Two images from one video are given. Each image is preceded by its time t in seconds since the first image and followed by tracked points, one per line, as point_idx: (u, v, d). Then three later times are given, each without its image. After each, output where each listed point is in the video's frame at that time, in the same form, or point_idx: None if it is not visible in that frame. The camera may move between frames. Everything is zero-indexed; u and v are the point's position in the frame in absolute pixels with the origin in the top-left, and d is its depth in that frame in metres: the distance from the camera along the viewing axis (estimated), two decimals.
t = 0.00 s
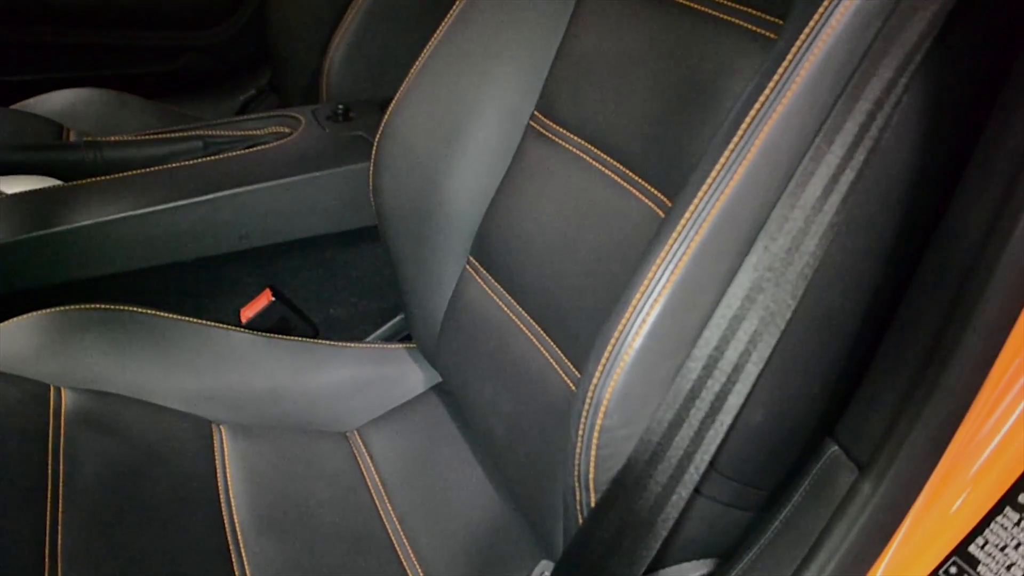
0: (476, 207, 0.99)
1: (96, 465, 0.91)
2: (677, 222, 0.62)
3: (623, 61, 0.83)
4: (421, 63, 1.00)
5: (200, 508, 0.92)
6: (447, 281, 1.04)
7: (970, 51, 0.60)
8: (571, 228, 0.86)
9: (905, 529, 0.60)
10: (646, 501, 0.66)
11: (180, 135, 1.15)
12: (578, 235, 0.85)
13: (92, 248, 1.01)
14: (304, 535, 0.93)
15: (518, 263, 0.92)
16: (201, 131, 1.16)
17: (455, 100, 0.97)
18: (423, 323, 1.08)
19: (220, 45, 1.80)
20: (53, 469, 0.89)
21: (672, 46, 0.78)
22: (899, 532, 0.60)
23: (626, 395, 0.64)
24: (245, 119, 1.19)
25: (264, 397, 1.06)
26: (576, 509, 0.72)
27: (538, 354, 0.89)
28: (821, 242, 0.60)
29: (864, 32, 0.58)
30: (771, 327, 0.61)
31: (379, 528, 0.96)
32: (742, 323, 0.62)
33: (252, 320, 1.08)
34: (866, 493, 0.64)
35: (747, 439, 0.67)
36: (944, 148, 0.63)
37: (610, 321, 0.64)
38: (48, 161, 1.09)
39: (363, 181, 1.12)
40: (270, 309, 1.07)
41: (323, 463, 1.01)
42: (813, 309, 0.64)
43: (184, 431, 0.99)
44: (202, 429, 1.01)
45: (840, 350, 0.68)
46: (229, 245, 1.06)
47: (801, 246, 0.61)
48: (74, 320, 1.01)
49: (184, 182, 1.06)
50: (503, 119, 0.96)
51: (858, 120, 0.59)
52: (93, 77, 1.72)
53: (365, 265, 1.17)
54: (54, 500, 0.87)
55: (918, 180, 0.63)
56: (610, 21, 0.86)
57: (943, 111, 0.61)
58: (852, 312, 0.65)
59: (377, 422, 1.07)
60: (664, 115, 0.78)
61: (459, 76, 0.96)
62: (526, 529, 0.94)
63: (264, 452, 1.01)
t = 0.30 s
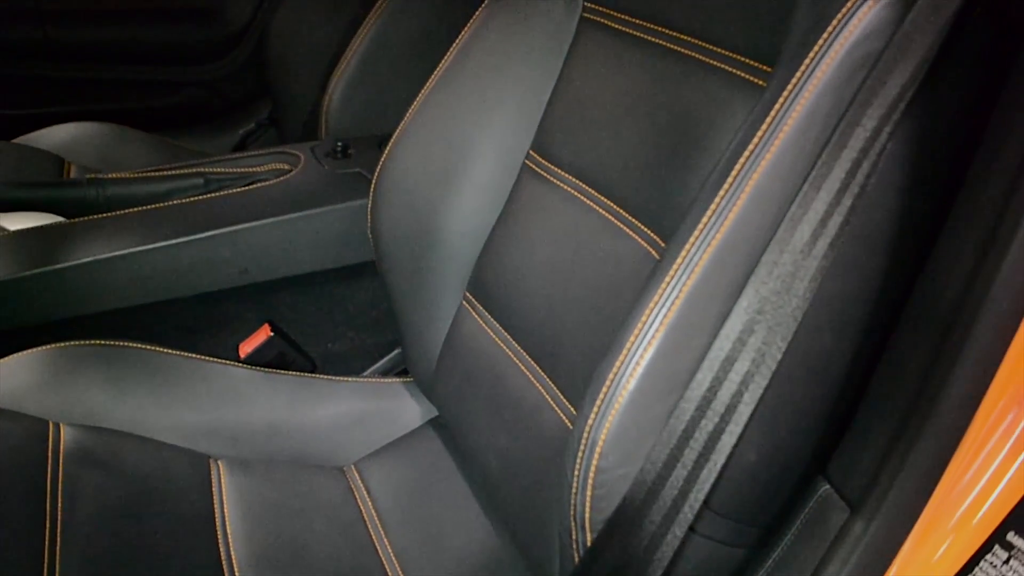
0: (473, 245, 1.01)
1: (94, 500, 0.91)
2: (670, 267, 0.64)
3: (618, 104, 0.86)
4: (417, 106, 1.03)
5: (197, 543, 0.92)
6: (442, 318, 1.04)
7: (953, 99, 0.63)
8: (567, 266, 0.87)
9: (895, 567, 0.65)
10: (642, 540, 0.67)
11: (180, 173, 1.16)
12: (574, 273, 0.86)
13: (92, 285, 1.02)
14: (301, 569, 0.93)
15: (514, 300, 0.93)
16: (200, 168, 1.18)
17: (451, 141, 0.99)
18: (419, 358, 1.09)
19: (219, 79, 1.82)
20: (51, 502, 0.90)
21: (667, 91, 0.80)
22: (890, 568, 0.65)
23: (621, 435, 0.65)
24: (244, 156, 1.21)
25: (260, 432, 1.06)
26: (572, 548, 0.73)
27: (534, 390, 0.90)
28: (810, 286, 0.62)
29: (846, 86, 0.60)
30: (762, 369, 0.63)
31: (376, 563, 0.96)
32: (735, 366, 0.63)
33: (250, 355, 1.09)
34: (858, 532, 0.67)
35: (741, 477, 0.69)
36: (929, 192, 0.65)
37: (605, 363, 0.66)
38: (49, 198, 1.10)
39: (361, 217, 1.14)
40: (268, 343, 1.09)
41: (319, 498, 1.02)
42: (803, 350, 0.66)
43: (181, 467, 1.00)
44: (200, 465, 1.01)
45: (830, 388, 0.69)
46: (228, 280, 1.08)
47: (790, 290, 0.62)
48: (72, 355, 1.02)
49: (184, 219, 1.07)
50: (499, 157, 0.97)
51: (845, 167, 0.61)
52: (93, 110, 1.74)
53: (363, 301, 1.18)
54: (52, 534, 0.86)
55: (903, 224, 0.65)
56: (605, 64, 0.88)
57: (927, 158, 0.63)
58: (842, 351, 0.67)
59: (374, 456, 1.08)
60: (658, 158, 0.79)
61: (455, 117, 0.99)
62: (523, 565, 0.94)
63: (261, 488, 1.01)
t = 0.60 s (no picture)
0: (470, 280, 1.02)
1: (93, 534, 0.91)
2: (664, 308, 0.65)
3: (613, 144, 0.87)
4: (415, 141, 1.04)
5: None
6: (440, 352, 1.05)
7: (940, 142, 0.66)
8: (564, 302, 0.88)
9: None
10: None
11: (181, 208, 1.18)
12: (570, 310, 0.87)
13: (93, 321, 1.03)
14: None
15: (511, 335, 0.94)
16: (201, 203, 1.20)
17: (449, 176, 1.00)
18: (417, 392, 1.09)
19: (220, 111, 1.84)
20: (49, 532, 0.89)
21: (661, 132, 0.82)
22: None
23: (618, 474, 0.65)
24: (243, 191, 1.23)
25: (257, 466, 1.07)
26: None
27: (531, 424, 0.91)
28: (803, 329, 0.65)
29: (836, 127, 0.63)
30: (757, 409, 0.65)
31: None
32: (730, 406, 0.65)
33: (248, 389, 1.10)
34: (852, 570, 0.70)
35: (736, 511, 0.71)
36: (919, 233, 0.68)
37: (601, 403, 0.66)
38: (52, 232, 1.12)
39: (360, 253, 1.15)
40: (266, 378, 1.10)
41: (316, 531, 1.02)
42: (794, 388, 0.68)
43: (178, 501, 1.00)
44: (198, 499, 1.01)
45: (821, 426, 0.70)
46: (228, 315, 1.09)
47: (784, 334, 0.65)
48: (73, 389, 1.03)
49: (184, 255, 1.08)
50: (497, 193, 0.99)
51: (833, 211, 0.63)
52: (93, 142, 1.75)
53: (361, 335, 1.20)
54: (51, 569, 0.86)
55: (894, 264, 0.67)
56: (600, 105, 0.90)
57: (914, 199, 0.66)
58: (830, 387, 0.69)
59: (372, 489, 1.09)
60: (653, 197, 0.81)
61: (452, 153, 1.00)
62: None
63: (258, 521, 1.01)
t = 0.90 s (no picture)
0: (466, 314, 1.03)
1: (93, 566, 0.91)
2: (659, 347, 0.66)
3: (609, 180, 0.89)
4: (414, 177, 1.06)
5: None
6: (437, 386, 1.06)
7: (928, 184, 0.67)
8: (561, 336, 0.90)
9: None
10: None
11: (181, 241, 1.19)
12: (567, 345, 0.89)
13: (94, 355, 1.04)
14: None
15: (509, 368, 0.95)
16: (201, 236, 1.21)
17: (447, 212, 1.01)
18: (414, 424, 1.10)
19: (219, 142, 1.86)
20: (50, 565, 0.89)
21: (656, 170, 0.84)
22: None
23: (614, 511, 0.66)
24: (242, 224, 1.24)
25: (256, 499, 1.07)
26: None
27: (527, 458, 0.92)
28: (795, 370, 0.66)
29: (826, 171, 0.64)
30: (750, 448, 0.67)
31: None
32: (724, 445, 0.66)
33: (247, 422, 1.11)
34: None
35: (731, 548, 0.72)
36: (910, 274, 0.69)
37: (598, 439, 0.68)
38: (53, 267, 1.13)
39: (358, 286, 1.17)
40: (265, 411, 1.10)
41: (316, 562, 1.01)
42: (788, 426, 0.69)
43: (178, 532, 1.00)
44: (195, 530, 1.01)
45: (812, 462, 0.72)
46: (226, 348, 1.10)
47: (776, 375, 0.66)
48: (74, 423, 1.03)
49: (184, 289, 1.09)
50: (494, 229, 1.00)
51: (822, 253, 0.64)
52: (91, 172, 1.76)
53: (359, 368, 1.20)
54: None
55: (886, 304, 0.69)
56: (595, 142, 0.92)
57: (906, 239, 0.67)
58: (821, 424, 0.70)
59: (371, 520, 1.09)
60: (649, 234, 0.83)
61: (450, 189, 1.02)
62: None
63: (257, 554, 1.00)
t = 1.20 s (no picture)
0: (464, 348, 1.04)
1: None
2: (653, 386, 0.67)
3: (605, 217, 0.91)
4: (411, 211, 1.07)
5: None
6: (434, 419, 1.07)
7: (914, 226, 0.69)
8: (557, 371, 0.91)
9: None
10: None
11: (181, 274, 1.20)
12: (562, 379, 0.90)
13: (93, 387, 1.04)
14: None
15: (507, 401, 0.97)
16: (200, 270, 1.22)
17: (444, 247, 1.03)
18: (411, 456, 1.10)
19: (218, 173, 1.88)
20: None
21: (651, 209, 0.85)
22: None
23: (609, 546, 0.67)
24: (242, 258, 1.26)
25: (253, 531, 1.07)
26: None
27: (523, 491, 0.94)
28: (788, 409, 0.68)
29: (815, 213, 0.66)
30: (743, 485, 0.68)
31: None
32: (718, 482, 0.68)
33: (246, 455, 1.12)
34: None
35: None
36: (897, 312, 0.71)
37: (593, 476, 0.68)
38: (53, 299, 1.14)
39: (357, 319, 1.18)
40: (263, 443, 1.12)
41: None
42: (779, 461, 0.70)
43: (177, 564, 1.00)
44: (195, 561, 1.01)
45: (804, 497, 0.73)
46: (226, 381, 1.11)
47: (770, 413, 0.68)
48: (73, 457, 1.04)
49: (184, 322, 1.10)
50: (491, 264, 1.02)
51: (813, 294, 0.66)
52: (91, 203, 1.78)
53: (357, 401, 1.21)
54: None
55: (874, 342, 0.71)
56: (591, 178, 0.94)
57: (893, 279, 0.70)
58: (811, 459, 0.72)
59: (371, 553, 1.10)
60: (644, 271, 0.84)
61: (447, 224, 1.03)
62: None
63: None
